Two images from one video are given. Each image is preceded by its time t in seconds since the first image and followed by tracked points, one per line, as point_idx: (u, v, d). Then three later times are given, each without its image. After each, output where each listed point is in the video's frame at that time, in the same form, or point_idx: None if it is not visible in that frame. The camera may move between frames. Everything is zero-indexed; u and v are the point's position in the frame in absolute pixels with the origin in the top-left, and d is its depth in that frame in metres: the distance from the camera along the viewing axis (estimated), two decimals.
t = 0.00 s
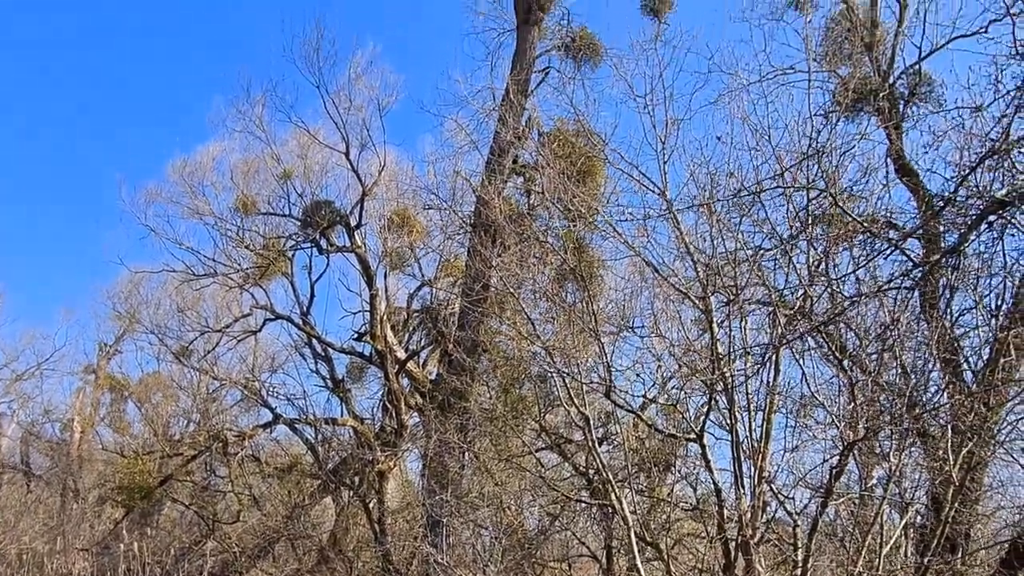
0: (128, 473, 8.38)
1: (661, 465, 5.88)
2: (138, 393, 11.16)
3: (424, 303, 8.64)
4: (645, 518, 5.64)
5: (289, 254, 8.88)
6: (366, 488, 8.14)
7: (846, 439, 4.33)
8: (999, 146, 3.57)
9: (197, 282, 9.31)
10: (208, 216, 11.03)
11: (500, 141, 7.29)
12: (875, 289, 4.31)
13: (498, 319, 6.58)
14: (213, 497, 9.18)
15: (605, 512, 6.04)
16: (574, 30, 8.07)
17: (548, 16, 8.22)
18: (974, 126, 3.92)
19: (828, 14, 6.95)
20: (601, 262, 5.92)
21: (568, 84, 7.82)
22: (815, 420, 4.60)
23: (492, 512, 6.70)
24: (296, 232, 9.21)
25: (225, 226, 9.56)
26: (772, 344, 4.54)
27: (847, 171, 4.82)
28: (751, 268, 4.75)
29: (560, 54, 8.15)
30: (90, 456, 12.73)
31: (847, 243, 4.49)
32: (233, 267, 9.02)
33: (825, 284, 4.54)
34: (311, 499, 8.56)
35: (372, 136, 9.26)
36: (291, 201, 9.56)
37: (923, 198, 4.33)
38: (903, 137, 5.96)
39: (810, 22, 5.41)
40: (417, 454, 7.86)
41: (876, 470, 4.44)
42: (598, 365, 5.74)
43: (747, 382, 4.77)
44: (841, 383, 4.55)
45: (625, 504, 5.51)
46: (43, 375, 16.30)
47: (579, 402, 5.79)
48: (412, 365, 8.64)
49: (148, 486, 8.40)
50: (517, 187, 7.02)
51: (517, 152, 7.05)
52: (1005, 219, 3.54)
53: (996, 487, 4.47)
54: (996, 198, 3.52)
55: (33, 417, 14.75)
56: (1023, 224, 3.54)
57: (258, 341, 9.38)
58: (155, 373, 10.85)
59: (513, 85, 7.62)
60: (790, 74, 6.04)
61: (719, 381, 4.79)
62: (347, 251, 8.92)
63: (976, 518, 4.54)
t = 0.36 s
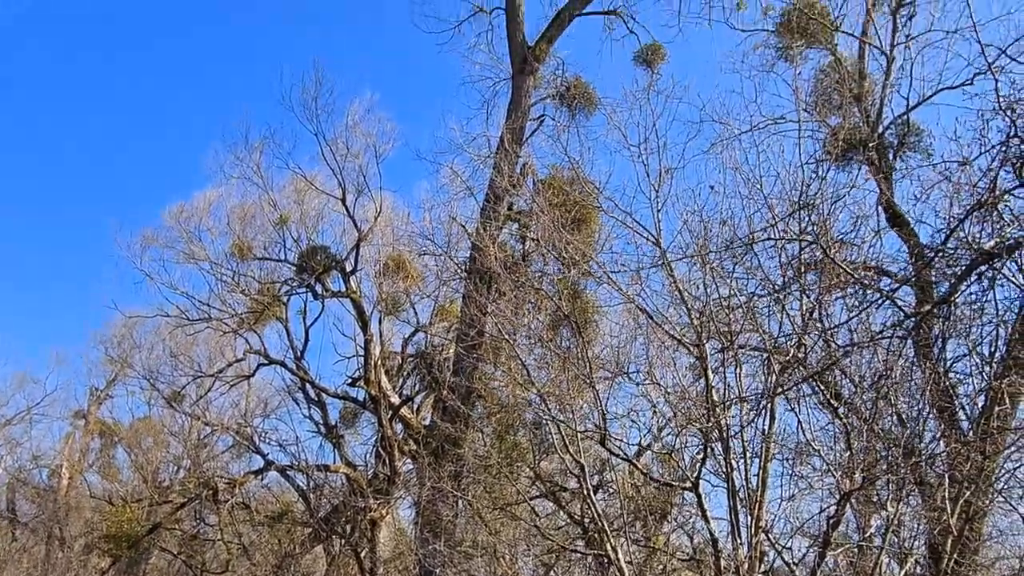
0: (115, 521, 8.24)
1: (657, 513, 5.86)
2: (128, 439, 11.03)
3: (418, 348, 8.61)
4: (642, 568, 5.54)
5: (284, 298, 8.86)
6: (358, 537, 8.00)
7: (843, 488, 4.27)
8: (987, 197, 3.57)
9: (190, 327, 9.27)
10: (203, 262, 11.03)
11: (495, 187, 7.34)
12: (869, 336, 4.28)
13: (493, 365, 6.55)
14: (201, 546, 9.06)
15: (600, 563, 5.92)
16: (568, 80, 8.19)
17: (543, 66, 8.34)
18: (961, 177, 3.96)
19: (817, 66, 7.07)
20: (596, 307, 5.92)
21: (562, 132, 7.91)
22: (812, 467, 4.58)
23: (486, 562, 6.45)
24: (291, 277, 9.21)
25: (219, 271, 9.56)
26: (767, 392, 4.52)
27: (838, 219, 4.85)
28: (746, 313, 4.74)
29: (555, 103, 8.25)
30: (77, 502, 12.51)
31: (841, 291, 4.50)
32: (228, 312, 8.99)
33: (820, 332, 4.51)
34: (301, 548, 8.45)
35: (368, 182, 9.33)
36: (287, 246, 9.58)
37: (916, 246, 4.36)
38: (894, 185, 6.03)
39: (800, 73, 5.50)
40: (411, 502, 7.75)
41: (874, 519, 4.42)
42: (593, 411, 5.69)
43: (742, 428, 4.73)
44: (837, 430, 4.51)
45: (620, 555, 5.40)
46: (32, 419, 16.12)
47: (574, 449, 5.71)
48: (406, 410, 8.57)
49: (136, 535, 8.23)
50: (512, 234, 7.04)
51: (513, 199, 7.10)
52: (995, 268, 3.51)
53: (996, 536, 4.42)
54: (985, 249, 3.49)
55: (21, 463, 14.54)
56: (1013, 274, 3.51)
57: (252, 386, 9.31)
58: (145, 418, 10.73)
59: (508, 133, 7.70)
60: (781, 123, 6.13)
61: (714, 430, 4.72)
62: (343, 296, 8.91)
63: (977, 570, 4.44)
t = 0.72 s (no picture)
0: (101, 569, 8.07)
1: (654, 561, 5.68)
2: (118, 484, 10.87)
3: (412, 391, 8.55)
4: None
5: (278, 341, 8.82)
6: None
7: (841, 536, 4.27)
8: (977, 247, 3.55)
9: (183, 370, 9.21)
10: (198, 305, 11.00)
11: (490, 231, 7.36)
12: (865, 382, 4.25)
13: (488, 409, 6.50)
14: None
15: None
16: (563, 126, 8.27)
17: (538, 112, 8.43)
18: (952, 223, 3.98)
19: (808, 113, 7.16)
20: (591, 350, 5.92)
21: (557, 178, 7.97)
22: (811, 513, 4.54)
23: None
24: (285, 320, 9.18)
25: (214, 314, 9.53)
26: (763, 438, 4.49)
27: (832, 263, 4.87)
28: (742, 358, 4.72)
29: (550, 148, 8.32)
30: (64, 549, 12.29)
31: (835, 335, 4.48)
32: (221, 355, 8.94)
33: (815, 378, 4.47)
34: None
35: (364, 226, 9.35)
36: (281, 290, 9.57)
37: (910, 291, 4.36)
38: (886, 231, 6.07)
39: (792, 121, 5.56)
40: (404, 549, 7.62)
41: (874, 567, 4.33)
42: (589, 457, 5.64)
43: (739, 473, 4.68)
44: (834, 477, 4.48)
45: None
46: (21, 464, 15.91)
47: (569, 495, 5.64)
48: (400, 455, 8.47)
49: None
50: (508, 277, 7.05)
51: (508, 243, 7.12)
52: (986, 317, 3.46)
53: None
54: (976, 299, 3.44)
55: (7, 508, 14.31)
56: (1004, 324, 3.46)
57: (244, 431, 9.22)
58: (136, 463, 10.61)
59: (504, 178, 7.75)
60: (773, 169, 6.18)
61: (711, 476, 4.67)
62: (338, 339, 8.88)
63: None
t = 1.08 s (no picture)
0: None
1: None
2: (108, 525, 10.73)
3: (407, 431, 8.48)
4: None
5: (273, 381, 8.77)
6: None
7: None
8: (969, 290, 3.57)
9: (176, 410, 9.15)
10: (192, 343, 10.96)
11: (486, 270, 7.37)
12: (861, 423, 4.23)
13: (483, 450, 6.45)
14: None
15: None
16: (558, 167, 8.33)
17: (534, 153, 8.50)
18: (947, 264, 3.99)
19: (801, 155, 7.23)
20: (587, 390, 5.90)
21: (552, 218, 8.02)
22: (809, 556, 4.49)
23: None
24: (280, 359, 9.15)
25: (208, 353, 9.50)
26: (760, 481, 4.46)
27: (827, 303, 4.89)
28: (738, 398, 4.70)
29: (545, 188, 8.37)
30: None
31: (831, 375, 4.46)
32: (215, 394, 8.89)
33: (811, 417, 4.47)
34: None
35: (360, 265, 9.37)
36: (276, 329, 9.54)
37: (906, 331, 4.36)
38: (881, 272, 6.10)
39: (785, 162, 5.62)
40: None
41: None
42: (585, 498, 5.58)
43: (736, 516, 4.64)
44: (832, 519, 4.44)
45: None
46: (9, 504, 15.72)
47: (565, 538, 5.58)
48: (394, 496, 8.38)
49: None
50: (503, 316, 7.05)
51: (503, 282, 7.11)
52: (980, 361, 3.45)
53: None
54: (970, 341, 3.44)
55: None
56: (998, 367, 3.46)
57: (236, 471, 9.13)
58: (126, 504, 10.48)
59: (500, 218, 7.79)
60: (767, 210, 6.22)
61: (708, 519, 4.63)
62: (332, 378, 8.84)
63: None
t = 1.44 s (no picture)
0: None
1: None
2: (95, 564, 10.56)
3: (400, 469, 8.41)
4: None
5: (266, 418, 8.69)
6: None
7: None
8: (964, 330, 3.57)
9: (167, 447, 9.07)
10: (185, 379, 10.89)
11: (481, 307, 7.36)
12: (858, 463, 4.21)
13: (477, 488, 6.40)
14: None
15: None
16: (553, 204, 8.38)
17: (529, 190, 8.55)
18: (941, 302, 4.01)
19: (794, 193, 7.28)
20: (582, 428, 5.87)
21: (547, 254, 8.04)
22: None
23: None
24: (273, 396, 9.09)
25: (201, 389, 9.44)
26: (757, 520, 4.42)
27: (822, 340, 4.89)
28: (734, 436, 4.67)
29: (540, 226, 8.41)
30: None
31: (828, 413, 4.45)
32: (207, 431, 8.82)
33: (808, 455, 4.48)
34: None
35: (355, 301, 9.37)
36: (270, 365, 9.50)
37: (902, 369, 4.37)
38: (875, 310, 6.11)
39: (778, 199, 5.66)
40: None
41: None
42: (580, 538, 5.52)
43: (733, 556, 4.59)
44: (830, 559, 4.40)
45: None
46: None
47: None
48: (387, 535, 8.28)
49: None
50: (499, 353, 7.03)
51: (498, 319, 7.11)
52: (977, 400, 3.44)
53: None
54: (965, 381, 3.44)
55: None
56: (994, 406, 3.45)
57: (227, 509, 9.02)
58: (115, 542, 10.33)
59: (495, 255, 7.81)
60: (760, 248, 6.25)
61: (704, 559, 4.57)
62: (326, 415, 8.78)
63: None
